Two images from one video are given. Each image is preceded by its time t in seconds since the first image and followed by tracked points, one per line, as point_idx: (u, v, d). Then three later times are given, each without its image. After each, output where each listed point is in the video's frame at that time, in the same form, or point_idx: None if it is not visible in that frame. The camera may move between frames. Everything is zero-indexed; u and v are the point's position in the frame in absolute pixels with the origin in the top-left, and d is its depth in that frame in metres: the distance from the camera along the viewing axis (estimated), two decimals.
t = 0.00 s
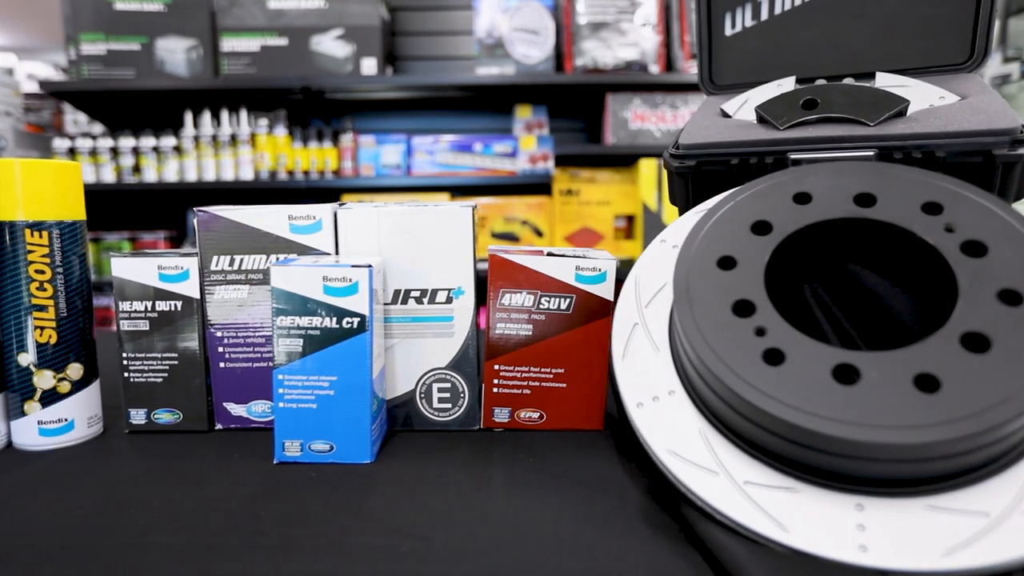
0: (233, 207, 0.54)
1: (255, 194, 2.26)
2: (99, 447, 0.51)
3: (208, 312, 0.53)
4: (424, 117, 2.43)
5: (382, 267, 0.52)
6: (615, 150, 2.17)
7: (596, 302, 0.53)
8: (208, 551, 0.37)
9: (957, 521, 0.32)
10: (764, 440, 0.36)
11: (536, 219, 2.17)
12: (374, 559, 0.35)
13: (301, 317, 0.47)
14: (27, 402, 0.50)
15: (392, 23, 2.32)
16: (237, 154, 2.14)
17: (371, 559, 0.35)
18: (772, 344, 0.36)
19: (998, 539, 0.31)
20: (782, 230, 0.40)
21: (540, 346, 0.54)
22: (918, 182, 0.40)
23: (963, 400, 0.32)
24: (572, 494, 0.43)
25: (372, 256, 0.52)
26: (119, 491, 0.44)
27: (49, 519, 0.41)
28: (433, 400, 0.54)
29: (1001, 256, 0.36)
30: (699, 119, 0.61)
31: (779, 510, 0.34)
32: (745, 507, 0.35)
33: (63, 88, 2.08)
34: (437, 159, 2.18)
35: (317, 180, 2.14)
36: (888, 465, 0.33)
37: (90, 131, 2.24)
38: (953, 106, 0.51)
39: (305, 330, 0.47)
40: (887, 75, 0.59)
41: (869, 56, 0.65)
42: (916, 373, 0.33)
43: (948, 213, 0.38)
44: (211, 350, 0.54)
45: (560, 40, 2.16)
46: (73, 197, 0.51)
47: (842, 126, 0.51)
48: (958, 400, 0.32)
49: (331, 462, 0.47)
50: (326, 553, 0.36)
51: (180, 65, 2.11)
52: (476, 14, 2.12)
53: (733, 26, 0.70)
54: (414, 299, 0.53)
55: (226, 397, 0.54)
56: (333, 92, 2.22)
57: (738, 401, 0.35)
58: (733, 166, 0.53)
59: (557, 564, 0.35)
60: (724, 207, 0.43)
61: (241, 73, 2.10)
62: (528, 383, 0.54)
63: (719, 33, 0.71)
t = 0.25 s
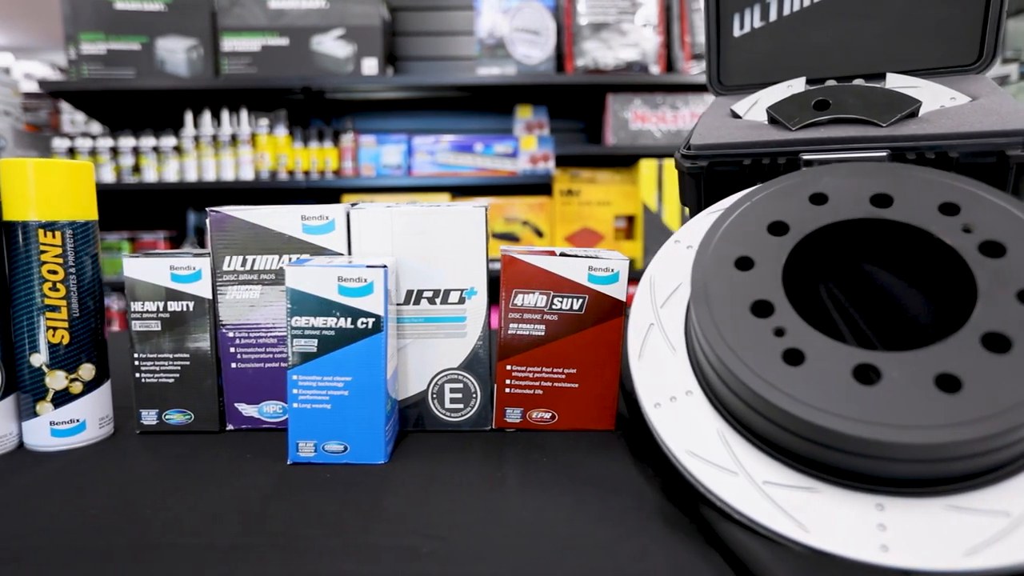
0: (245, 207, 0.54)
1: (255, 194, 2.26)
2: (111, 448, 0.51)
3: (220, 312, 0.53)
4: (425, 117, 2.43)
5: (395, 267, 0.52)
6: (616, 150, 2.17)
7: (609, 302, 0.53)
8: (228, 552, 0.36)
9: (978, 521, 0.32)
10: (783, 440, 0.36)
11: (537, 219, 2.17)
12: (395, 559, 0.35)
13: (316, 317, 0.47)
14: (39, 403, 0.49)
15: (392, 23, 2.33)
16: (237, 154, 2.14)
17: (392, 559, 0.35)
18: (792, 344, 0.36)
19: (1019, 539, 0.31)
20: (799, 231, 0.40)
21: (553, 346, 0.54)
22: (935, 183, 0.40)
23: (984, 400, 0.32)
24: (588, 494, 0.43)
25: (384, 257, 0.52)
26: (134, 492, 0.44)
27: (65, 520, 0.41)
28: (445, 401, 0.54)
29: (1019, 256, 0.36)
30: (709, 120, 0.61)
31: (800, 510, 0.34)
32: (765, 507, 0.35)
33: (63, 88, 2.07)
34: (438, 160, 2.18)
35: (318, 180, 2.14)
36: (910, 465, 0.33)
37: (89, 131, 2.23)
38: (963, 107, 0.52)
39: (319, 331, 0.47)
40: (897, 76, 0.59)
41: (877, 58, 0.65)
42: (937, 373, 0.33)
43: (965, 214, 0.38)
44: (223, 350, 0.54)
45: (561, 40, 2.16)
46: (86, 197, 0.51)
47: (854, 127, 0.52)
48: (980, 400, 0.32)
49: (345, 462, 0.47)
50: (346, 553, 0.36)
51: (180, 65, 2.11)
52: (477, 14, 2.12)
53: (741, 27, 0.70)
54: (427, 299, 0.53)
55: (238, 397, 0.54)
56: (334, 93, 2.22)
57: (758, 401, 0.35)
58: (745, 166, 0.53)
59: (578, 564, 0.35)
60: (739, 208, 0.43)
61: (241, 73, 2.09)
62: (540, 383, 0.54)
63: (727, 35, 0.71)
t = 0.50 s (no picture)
0: (257, 207, 0.53)
1: (255, 195, 2.25)
2: (123, 448, 0.51)
3: (232, 312, 0.53)
4: (425, 117, 2.42)
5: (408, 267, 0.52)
6: (617, 150, 2.17)
7: (622, 302, 0.53)
8: (247, 552, 0.36)
9: (999, 521, 0.32)
10: (803, 440, 0.36)
11: (538, 219, 2.17)
12: (415, 559, 0.35)
13: (330, 317, 0.46)
14: (52, 403, 0.49)
15: (393, 23, 2.32)
16: (238, 154, 2.14)
17: (412, 559, 0.35)
18: (811, 344, 0.36)
19: None
20: (816, 231, 0.40)
21: (565, 346, 0.54)
22: (951, 184, 0.40)
23: (1005, 400, 0.32)
24: (605, 494, 0.43)
25: (397, 257, 0.52)
26: (149, 492, 0.44)
27: (81, 521, 0.40)
28: (458, 401, 0.54)
29: None
30: (719, 120, 0.61)
31: (820, 510, 0.34)
32: (785, 507, 0.35)
33: (62, 87, 2.07)
34: (439, 160, 2.17)
35: (319, 180, 2.14)
36: (931, 465, 0.33)
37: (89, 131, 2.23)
38: (975, 108, 0.52)
39: (334, 331, 0.47)
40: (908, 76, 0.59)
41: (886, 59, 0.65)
42: (957, 374, 0.33)
43: (982, 214, 0.38)
44: (235, 351, 0.53)
45: (562, 40, 2.16)
46: (98, 198, 0.51)
47: (867, 127, 0.52)
48: (1001, 400, 0.32)
49: (359, 463, 0.47)
50: (366, 554, 0.36)
51: (180, 64, 2.10)
52: (478, 14, 2.12)
53: (750, 27, 0.70)
54: (439, 299, 0.53)
55: (249, 398, 0.54)
56: (334, 93, 2.22)
57: (777, 400, 0.35)
58: (758, 167, 0.53)
59: (599, 563, 0.35)
60: (755, 208, 0.43)
61: (241, 73, 2.09)
62: (552, 383, 0.54)
63: (735, 35, 0.71)
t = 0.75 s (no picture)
0: (270, 207, 0.53)
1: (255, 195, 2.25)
2: (135, 448, 0.51)
3: (245, 312, 0.53)
4: (426, 117, 2.42)
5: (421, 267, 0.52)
6: (618, 150, 2.17)
7: (634, 302, 0.53)
8: (267, 551, 0.36)
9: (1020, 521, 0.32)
10: (822, 439, 0.36)
11: (539, 219, 2.17)
12: (436, 559, 0.35)
13: (345, 317, 0.46)
14: (65, 403, 0.49)
15: (393, 23, 2.32)
16: (238, 154, 2.14)
17: (433, 559, 0.35)
18: (831, 344, 0.36)
19: None
20: (834, 230, 0.40)
21: (578, 346, 0.54)
22: (967, 184, 0.41)
23: None
24: (621, 494, 0.43)
25: (410, 257, 0.52)
26: (163, 492, 0.44)
27: (97, 520, 0.40)
28: (470, 400, 0.54)
29: None
30: (729, 121, 0.61)
31: (842, 509, 0.34)
32: (806, 507, 0.35)
33: (62, 86, 2.06)
34: (440, 160, 2.17)
35: (319, 179, 2.13)
36: (952, 464, 0.33)
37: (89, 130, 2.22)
38: (987, 108, 0.52)
39: (349, 331, 0.47)
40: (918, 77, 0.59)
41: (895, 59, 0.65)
42: (978, 373, 0.33)
43: (999, 215, 0.38)
44: (247, 351, 0.53)
45: (564, 40, 2.16)
46: (111, 197, 0.51)
47: (879, 128, 0.52)
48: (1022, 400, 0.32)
49: (374, 463, 0.47)
50: (387, 553, 0.36)
51: (181, 64, 2.10)
52: (480, 13, 2.12)
53: (758, 27, 0.71)
54: (452, 299, 0.53)
55: (261, 397, 0.54)
56: (335, 92, 2.22)
57: (798, 400, 0.35)
58: (770, 167, 0.53)
59: (620, 563, 0.35)
60: (771, 208, 0.43)
61: (242, 72, 2.08)
62: (565, 383, 0.54)
63: (744, 35, 0.71)
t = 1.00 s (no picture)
0: (282, 207, 0.53)
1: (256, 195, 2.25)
2: (148, 448, 0.51)
3: (257, 312, 0.53)
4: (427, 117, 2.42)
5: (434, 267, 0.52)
6: (619, 150, 2.17)
7: (647, 302, 0.53)
8: (287, 552, 0.36)
9: None
10: (842, 439, 0.36)
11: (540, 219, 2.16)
12: (457, 559, 0.35)
13: (360, 317, 0.46)
14: (78, 403, 0.49)
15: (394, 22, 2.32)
16: (239, 154, 2.13)
17: (454, 559, 0.35)
18: (850, 344, 0.36)
19: None
20: (850, 230, 0.40)
21: (591, 346, 0.54)
22: (984, 184, 0.41)
23: None
24: (638, 494, 0.43)
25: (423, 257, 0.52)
26: (179, 493, 0.44)
27: (114, 521, 0.40)
28: (483, 400, 0.54)
29: None
30: (740, 121, 0.61)
31: (862, 509, 0.34)
32: (826, 507, 0.35)
33: (62, 86, 2.05)
34: (441, 160, 2.17)
35: (320, 179, 2.13)
36: (972, 464, 0.33)
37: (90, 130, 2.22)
38: (999, 109, 0.52)
39: (364, 331, 0.47)
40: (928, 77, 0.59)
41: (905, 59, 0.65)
42: (998, 373, 0.34)
43: (1017, 215, 0.39)
44: (260, 351, 0.53)
45: (565, 40, 2.16)
46: (124, 198, 0.50)
47: (891, 128, 0.52)
48: None
49: (388, 463, 0.47)
50: (407, 553, 0.36)
51: (182, 63, 2.10)
52: (481, 13, 2.12)
53: (766, 27, 0.71)
54: (465, 299, 0.53)
55: (274, 398, 0.54)
56: (336, 92, 2.21)
57: (818, 400, 0.36)
58: (783, 167, 0.53)
59: (641, 563, 0.35)
60: (787, 208, 0.43)
61: (242, 72, 2.08)
62: (577, 383, 0.54)
63: (752, 35, 0.71)
